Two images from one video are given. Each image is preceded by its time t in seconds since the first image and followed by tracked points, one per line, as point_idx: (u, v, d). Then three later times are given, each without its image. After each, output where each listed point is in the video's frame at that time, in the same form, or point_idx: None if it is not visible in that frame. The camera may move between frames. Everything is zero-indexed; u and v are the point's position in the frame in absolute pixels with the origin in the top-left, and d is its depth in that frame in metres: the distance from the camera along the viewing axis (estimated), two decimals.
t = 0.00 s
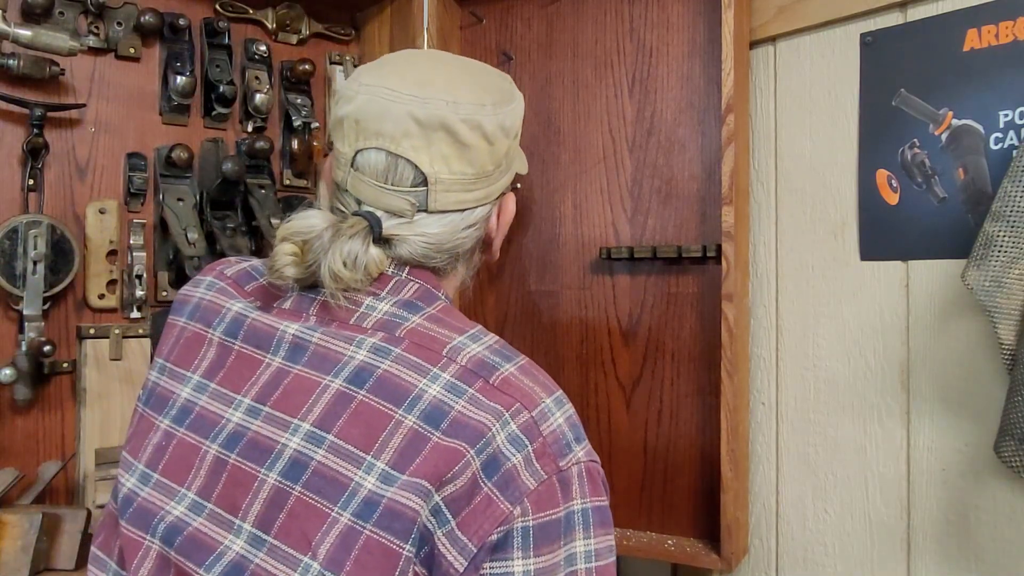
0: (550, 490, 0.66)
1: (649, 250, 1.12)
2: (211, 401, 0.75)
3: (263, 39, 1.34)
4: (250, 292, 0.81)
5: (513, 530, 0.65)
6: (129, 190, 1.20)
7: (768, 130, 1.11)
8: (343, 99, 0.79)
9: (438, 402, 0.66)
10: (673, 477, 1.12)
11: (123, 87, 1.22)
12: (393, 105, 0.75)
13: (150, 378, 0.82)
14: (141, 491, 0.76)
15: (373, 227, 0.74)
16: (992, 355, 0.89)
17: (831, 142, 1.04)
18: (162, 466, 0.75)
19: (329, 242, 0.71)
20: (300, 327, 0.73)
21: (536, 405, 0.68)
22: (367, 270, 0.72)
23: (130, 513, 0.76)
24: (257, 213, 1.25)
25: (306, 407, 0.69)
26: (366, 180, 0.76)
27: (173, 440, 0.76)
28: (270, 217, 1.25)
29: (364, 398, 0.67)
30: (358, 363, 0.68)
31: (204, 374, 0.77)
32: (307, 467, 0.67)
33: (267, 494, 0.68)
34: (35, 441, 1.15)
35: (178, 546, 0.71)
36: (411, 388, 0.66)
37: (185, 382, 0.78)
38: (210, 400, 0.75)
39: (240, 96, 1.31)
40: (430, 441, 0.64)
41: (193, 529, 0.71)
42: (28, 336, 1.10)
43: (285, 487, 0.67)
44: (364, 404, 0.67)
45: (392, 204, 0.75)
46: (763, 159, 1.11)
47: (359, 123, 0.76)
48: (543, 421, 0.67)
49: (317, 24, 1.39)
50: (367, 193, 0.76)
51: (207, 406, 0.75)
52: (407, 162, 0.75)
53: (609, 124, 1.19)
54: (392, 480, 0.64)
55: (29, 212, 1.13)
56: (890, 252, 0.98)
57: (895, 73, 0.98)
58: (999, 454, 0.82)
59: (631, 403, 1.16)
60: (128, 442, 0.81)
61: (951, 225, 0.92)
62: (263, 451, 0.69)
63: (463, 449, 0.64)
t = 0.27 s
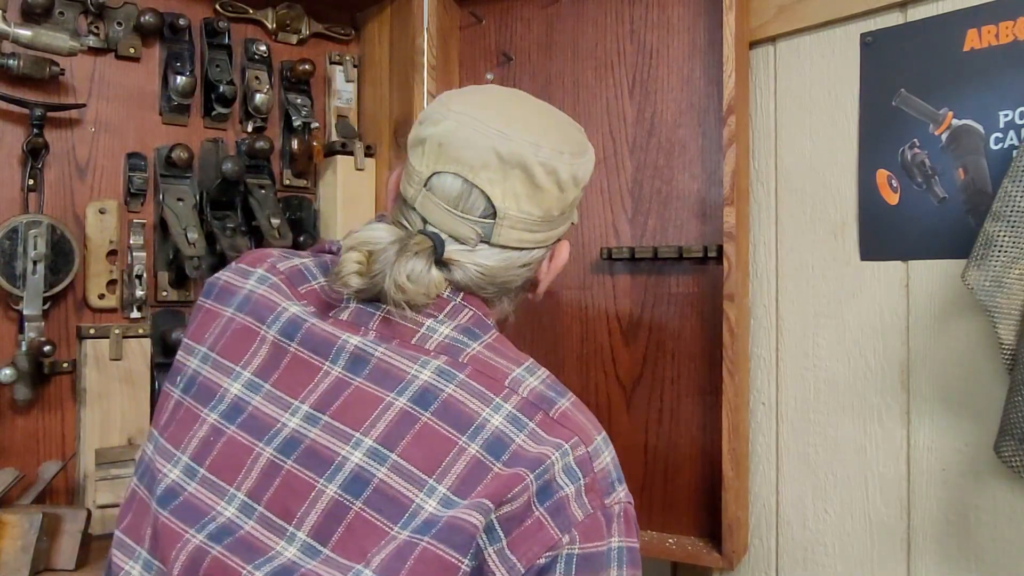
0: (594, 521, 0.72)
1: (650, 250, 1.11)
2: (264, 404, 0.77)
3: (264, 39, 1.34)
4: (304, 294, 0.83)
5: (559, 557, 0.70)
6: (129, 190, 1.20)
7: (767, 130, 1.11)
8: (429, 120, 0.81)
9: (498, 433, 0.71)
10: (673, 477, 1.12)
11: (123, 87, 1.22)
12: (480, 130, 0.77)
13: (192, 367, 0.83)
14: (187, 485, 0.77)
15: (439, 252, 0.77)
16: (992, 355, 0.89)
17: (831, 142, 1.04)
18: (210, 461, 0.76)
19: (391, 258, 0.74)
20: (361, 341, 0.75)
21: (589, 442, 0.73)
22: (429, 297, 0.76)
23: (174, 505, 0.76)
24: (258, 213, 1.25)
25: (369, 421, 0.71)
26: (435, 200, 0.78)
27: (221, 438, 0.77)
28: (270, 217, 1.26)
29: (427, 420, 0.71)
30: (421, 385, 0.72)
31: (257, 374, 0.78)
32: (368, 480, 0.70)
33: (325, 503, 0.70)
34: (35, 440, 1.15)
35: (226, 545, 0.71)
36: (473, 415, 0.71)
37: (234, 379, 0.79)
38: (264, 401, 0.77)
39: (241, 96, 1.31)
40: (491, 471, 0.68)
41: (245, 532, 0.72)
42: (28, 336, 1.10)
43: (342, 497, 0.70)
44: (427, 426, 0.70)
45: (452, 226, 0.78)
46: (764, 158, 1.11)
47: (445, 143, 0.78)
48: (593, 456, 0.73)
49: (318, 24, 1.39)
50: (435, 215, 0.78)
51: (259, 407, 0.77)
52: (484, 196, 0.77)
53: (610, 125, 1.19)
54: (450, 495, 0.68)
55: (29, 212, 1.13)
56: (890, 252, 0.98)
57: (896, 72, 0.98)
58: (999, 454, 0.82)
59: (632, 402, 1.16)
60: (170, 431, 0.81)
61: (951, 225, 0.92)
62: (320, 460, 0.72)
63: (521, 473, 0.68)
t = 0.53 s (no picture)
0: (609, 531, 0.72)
1: (650, 250, 1.12)
2: (290, 401, 0.77)
3: (264, 39, 1.34)
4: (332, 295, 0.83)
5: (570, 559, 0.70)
6: (129, 190, 1.20)
7: (767, 130, 1.11)
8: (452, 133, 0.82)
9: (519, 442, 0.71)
10: (673, 477, 1.12)
11: (123, 87, 1.22)
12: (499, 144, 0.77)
13: (216, 359, 0.84)
14: (211, 476, 0.77)
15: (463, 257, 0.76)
16: (992, 355, 0.89)
17: (831, 142, 1.04)
18: (234, 453, 0.77)
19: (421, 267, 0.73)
20: (389, 344, 0.76)
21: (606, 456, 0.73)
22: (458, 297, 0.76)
23: (201, 498, 0.77)
24: (258, 213, 1.25)
25: (396, 424, 0.72)
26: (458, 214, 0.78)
27: (245, 429, 0.77)
28: (270, 217, 1.26)
29: (452, 426, 0.71)
30: (446, 390, 0.73)
31: (283, 371, 0.79)
32: (393, 481, 0.70)
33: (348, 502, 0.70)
34: (35, 440, 1.15)
35: (254, 542, 0.72)
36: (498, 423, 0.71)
37: (259, 375, 0.80)
38: (290, 398, 0.77)
39: (241, 96, 1.31)
40: (509, 479, 0.69)
41: (269, 525, 0.73)
42: (28, 336, 1.10)
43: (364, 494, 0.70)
44: (453, 432, 0.71)
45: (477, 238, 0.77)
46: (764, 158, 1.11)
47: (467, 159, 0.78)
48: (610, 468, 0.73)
49: (318, 24, 1.39)
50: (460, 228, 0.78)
51: (285, 404, 0.77)
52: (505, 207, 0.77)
53: (610, 125, 1.19)
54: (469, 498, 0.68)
55: (29, 212, 1.13)
56: (890, 252, 0.98)
57: (896, 72, 0.98)
58: (999, 454, 0.82)
59: (631, 402, 1.16)
60: (193, 419, 0.82)
61: (952, 225, 0.92)
62: (345, 458, 0.72)
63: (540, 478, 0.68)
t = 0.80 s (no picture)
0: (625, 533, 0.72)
1: (650, 250, 1.11)
2: (312, 404, 0.76)
3: (264, 39, 1.34)
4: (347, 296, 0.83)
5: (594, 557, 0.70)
6: (129, 190, 1.20)
7: (767, 130, 1.11)
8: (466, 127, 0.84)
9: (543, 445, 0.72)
10: (673, 477, 1.12)
11: (123, 87, 1.22)
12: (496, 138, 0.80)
13: (228, 360, 0.84)
14: (231, 480, 0.76)
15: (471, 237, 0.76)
16: (992, 355, 0.89)
17: (831, 142, 1.04)
18: (255, 456, 0.76)
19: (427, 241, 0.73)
20: (412, 348, 0.76)
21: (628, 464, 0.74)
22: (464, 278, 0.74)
23: (223, 504, 0.76)
24: (258, 213, 1.25)
25: (422, 426, 0.72)
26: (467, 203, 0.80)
27: (266, 433, 0.77)
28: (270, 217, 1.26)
29: (478, 430, 0.71)
30: (473, 394, 0.73)
31: (304, 375, 0.78)
32: (421, 485, 0.69)
33: (376, 507, 0.70)
34: (35, 440, 1.15)
35: (282, 548, 0.72)
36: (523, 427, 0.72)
37: (278, 380, 0.79)
38: (310, 402, 0.77)
39: (241, 96, 1.31)
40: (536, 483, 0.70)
41: (294, 530, 0.72)
42: (28, 336, 1.10)
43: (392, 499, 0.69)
44: (478, 436, 0.71)
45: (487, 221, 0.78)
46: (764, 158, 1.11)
47: (471, 148, 0.80)
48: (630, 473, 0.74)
49: (318, 24, 1.39)
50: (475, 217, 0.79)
51: (306, 407, 0.76)
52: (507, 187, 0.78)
53: (610, 125, 1.19)
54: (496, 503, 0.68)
55: (29, 212, 1.13)
56: (890, 252, 0.98)
57: (896, 72, 0.98)
58: (999, 455, 0.82)
59: (631, 401, 1.16)
60: (209, 424, 0.81)
61: (952, 225, 0.92)
62: (371, 461, 0.71)
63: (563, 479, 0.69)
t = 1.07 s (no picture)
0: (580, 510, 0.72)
1: (649, 250, 1.11)
2: (265, 392, 0.75)
3: (264, 39, 1.34)
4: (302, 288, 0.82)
5: (556, 556, 0.69)
6: (129, 190, 1.20)
7: (767, 130, 1.11)
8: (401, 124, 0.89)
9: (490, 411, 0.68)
10: (673, 477, 1.12)
11: (123, 87, 1.22)
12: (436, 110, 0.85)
13: (192, 364, 0.82)
14: (191, 475, 0.75)
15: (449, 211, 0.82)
16: (991, 355, 0.89)
17: (831, 142, 1.04)
18: (214, 449, 0.75)
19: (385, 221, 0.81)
20: (359, 328, 0.73)
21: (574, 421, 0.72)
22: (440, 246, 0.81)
23: (183, 497, 0.75)
24: (258, 213, 1.25)
25: (366, 400, 0.69)
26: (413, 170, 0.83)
27: (223, 425, 0.76)
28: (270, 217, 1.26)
29: (422, 401, 0.67)
30: (417, 366, 0.69)
31: (259, 365, 0.77)
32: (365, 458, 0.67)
33: (324, 484, 0.68)
34: (35, 440, 1.15)
35: (239, 535, 0.71)
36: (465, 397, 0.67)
37: (235, 374, 0.78)
38: (264, 391, 0.75)
39: (241, 96, 1.31)
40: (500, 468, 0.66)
41: (250, 517, 0.71)
42: (28, 336, 1.10)
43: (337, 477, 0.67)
44: (423, 407, 0.67)
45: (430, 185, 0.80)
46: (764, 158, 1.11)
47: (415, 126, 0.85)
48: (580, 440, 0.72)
49: (318, 24, 1.39)
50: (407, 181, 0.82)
51: (260, 397, 0.75)
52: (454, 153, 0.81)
53: (609, 124, 1.19)
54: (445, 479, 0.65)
55: (29, 212, 1.13)
56: (890, 252, 0.98)
57: (896, 72, 0.98)
58: (999, 455, 0.83)
59: (631, 402, 1.16)
60: (172, 424, 0.80)
61: (952, 225, 0.92)
62: (319, 440, 0.69)
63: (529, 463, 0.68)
